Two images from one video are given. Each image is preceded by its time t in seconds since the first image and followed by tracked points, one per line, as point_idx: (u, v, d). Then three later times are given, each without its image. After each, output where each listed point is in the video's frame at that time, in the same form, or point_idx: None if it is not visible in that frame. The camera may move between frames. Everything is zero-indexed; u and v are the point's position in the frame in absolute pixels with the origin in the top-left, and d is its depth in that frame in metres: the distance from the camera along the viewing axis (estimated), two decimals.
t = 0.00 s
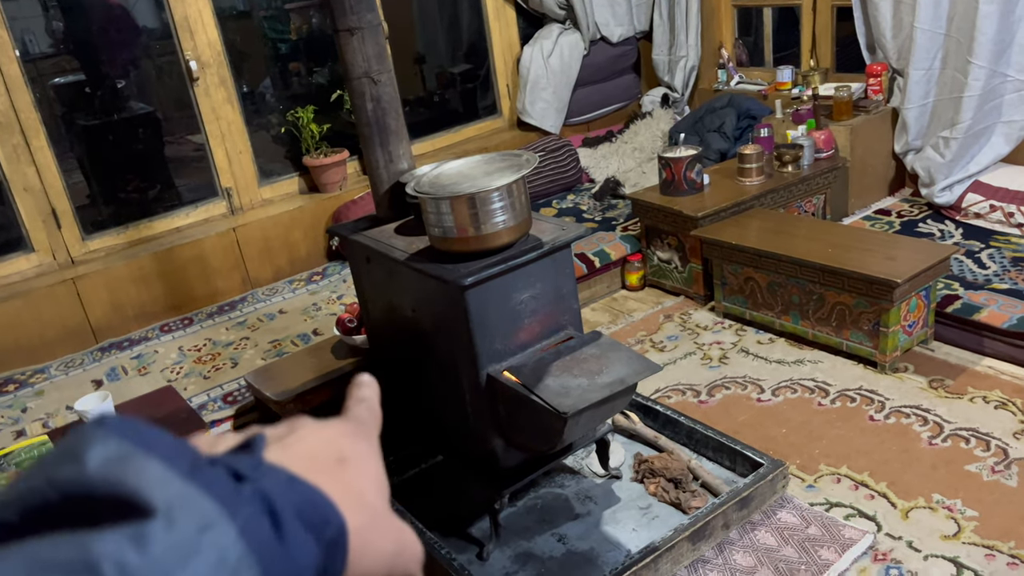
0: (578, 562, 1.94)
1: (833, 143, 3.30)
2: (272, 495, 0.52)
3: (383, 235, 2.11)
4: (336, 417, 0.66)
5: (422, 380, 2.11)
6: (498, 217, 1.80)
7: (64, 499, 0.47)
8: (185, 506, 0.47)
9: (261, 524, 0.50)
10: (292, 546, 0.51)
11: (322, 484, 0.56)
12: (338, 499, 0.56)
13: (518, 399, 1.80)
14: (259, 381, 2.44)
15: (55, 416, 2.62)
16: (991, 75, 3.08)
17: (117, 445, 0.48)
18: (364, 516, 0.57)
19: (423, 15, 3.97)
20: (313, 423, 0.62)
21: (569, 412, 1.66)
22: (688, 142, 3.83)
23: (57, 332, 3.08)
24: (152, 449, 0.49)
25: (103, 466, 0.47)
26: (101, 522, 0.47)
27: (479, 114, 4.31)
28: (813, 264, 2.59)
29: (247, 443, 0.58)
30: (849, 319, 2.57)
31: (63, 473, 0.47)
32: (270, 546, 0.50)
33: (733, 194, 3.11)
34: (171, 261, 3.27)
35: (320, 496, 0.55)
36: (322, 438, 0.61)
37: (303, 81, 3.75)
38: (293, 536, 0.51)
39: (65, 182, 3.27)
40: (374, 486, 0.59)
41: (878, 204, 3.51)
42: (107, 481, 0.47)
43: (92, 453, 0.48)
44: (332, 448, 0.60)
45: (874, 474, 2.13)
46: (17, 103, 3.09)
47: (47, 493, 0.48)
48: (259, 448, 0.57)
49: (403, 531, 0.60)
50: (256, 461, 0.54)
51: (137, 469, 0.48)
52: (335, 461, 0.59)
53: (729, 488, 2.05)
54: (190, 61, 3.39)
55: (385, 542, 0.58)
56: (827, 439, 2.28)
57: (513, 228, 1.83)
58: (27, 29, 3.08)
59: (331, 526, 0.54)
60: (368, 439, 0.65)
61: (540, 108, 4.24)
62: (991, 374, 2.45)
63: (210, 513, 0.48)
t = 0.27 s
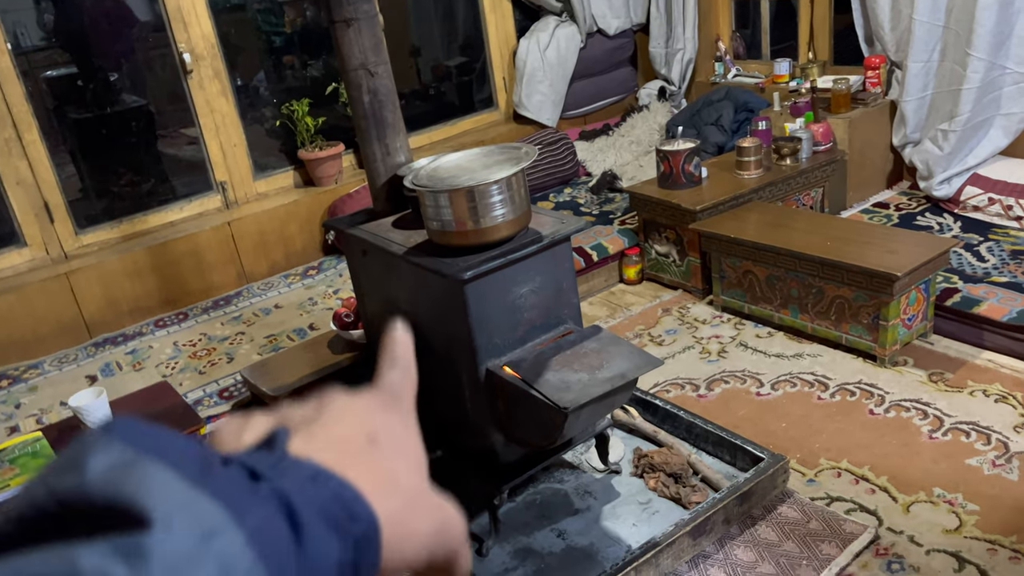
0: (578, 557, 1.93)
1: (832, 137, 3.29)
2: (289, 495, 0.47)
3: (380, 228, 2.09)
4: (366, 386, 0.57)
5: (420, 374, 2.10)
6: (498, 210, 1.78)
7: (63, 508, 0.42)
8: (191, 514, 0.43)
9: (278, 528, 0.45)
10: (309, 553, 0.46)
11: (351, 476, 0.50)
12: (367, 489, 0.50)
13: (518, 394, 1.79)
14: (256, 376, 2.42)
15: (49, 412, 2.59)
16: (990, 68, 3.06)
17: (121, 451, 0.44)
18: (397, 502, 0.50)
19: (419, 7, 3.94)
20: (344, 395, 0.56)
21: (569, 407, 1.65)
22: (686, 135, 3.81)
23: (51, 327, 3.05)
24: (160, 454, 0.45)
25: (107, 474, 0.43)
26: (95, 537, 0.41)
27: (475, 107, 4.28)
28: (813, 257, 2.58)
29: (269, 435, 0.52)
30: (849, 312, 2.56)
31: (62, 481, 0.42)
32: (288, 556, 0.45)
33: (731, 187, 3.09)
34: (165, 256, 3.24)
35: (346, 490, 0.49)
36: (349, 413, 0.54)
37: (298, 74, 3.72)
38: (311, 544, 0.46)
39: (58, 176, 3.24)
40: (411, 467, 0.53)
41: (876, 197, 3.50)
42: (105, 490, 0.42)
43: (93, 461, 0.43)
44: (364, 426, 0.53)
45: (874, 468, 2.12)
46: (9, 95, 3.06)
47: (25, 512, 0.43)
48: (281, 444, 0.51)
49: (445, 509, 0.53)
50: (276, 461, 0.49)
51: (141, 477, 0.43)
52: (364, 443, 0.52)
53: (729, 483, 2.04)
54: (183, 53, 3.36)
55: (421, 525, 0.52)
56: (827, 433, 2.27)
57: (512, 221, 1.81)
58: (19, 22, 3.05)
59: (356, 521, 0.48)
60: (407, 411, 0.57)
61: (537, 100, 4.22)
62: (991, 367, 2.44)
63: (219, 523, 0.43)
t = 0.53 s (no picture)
0: (576, 558, 1.91)
1: (828, 130, 3.27)
2: (297, 464, 0.54)
3: (374, 225, 2.06)
4: (347, 386, 0.70)
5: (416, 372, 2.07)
6: (494, 207, 1.75)
7: (96, 456, 0.47)
8: (221, 471, 0.48)
9: (290, 492, 0.52)
10: (316, 511, 0.52)
11: (341, 454, 0.59)
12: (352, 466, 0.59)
13: (515, 393, 1.76)
14: (249, 375, 2.39)
15: (38, 412, 2.56)
16: (988, 59, 3.04)
17: (147, 406, 0.49)
18: (382, 480, 0.60)
19: None
20: (323, 391, 0.67)
21: (567, 407, 1.62)
22: (681, 129, 3.78)
23: (40, 325, 3.01)
24: (185, 410, 0.50)
25: (137, 425, 0.48)
26: (134, 485, 0.46)
27: (468, 100, 4.24)
28: (810, 252, 2.56)
29: (265, 414, 0.61)
30: (847, 307, 2.54)
31: (96, 431, 0.47)
32: (299, 511, 0.51)
33: (728, 181, 3.07)
34: (156, 253, 3.20)
35: (341, 466, 0.57)
36: (331, 407, 0.64)
37: (289, 67, 3.67)
38: (317, 502, 0.53)
39: (46, 172, 3.19)
40: (387, 453, 0.62)
41: (873, 190, 3.48)
42: (138, 440, 0.47)
43: (124, 413, 0.48)
44: (345, 416, 0.64)
45: (874, 465, 2.10)
46: None
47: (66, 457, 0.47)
48: (280, 420, 0.60)
49: (420, 497, 0.62)
50: (278, 431, 0.57)
51: (169, 431, 0.48)
52: (351, 426, 0.63)
53: (728, 481, 2.02)
54: (172, 47, 3.31)
55: (400, 506, 0.60)
56: (826, 429, 2.25)
57: (508, 218, 1.78)
58: (5, 16, 3.00)
59: (351, 493, 0.56)
60: (374, 411, 0.67)
61: (531, 94, 4.18)
62: (990, 362, 2.43)
63: (243, 479, 0.49)
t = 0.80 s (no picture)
0: (581, 568, 1.87)
1: (828, 126, 3.23)
2: (324, 423, 0.51)
3: (371, 230, 2.02)
4: (398, 331, 0.66)
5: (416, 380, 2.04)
6: (494, 212, 1.71)
7: (98, 421, 0.47)
8: (224, 439, 0.46)
9: (314, 455, 0.50)
10: (343, 474, 0.50)
11: (380, 406, 0.56)
12: (393, 421, 0.56)
13: (518, 402, 1.73)
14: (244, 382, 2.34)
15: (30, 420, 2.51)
16: (989, 54, 3.01)
17: (159, 367, 0.49)
18: (426, 433, 0.57)
19: None
20: (369, 339, 0.64)
21: (571, 417, 1.58)
22: (679, 125, 3.74)
23: (30, 331, 2.95)
24: (196, 373, 0.49)
25: (143, 393, 0.47)
26: (140, 449, 0.46)
27: (463, 98, 4.20)
28: (813, 251, 2.52)
29: (305, 364, 0.58)
30: (851, 307, 2.51)
31: (101, 396, 0.47)
32: (322, 477, 0.49)
33: (728, 179, 3.03)
34: (147, 256, 3.15)
35: (376, 421, 0.54)
36: (380, 355, 0.62)
37: (281, 64, 3.62)
38: (346, 465, 0.50)
39: (35, 175, 3.13)
40: (435, 403, 0.60)
41: (872, 186, 3.45)
42: (144, 405, 0.47)
43: (133, 376, 0.48)
44: (393, 366, 0.61)
45: (881, 469, 2.07)
46: None
47: (76, 416, 0.48)
48: (316, 371, 0.56)
49: (469, 450, 0.61)
50: (311, 389, 0.54)
51: (176, 398, 0.47)
52: (396, 374, 0.60)
53: (734, 488, 1.99)
54: (163, 46, 3.25)
55: (450, 459, 0.59)
56: (831, 433, 2.22)
57: (509, 223, 1.74)
58: None
59: (387, 453, 0.54)
60: (423, 354, 0.65)
61: (527, 91, 4.14)
62: (995, 362, 2.40)
63: (256, 448, 0.47)
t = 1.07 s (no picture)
0: None
1: (830, 122, 3.17)
2: (331, 395, 0.46)
3: (367, 238, 1.96)
4: (379, 307, 0.60)
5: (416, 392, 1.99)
6: (495, 221, 1.65)
7: (116, 380, 0.40)
8: (251, 411, 0.41)
9: (323, 430, 0.44)
10: (350, 449, 0.46)
11: (369, 374, 0.52)
12: (386, 391, 0.52)
13: (521, 417, 1.67)
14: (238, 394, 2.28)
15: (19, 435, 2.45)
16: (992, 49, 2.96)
17: (175, 321, 0.42)
18: (411, 402, 0.53)
19: None
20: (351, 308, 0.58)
21: (578, 434, 1.53)
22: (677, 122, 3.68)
23: (18, 341, 2.88)
24: (215, 330, 0.44)
25: (164, 351, 0.41)
26: (150, 422, 0.40)
27: (457, 95, 4.13)
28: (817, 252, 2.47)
29: (302, 327, 0.52)
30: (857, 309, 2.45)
31: (119, 348, 0.41)
32: (333, 452, 0.44)
33: (729, 177, 2.97)
34: (137, 262, 3.08)
35: (376, 395, 0.50)
36: (365, 324, 0.57)
37: (271, 61, 3.54)
38: (352, 440, 0.46)
39: (20, 180, 3.06)
40: (419, 373, 0.56)
41: (873, 183, 3.41)
42: (165, 367, 0.40)
43: (152, 328, 0.41)
44: (378, 333, 0.56)
45: (892, 477, 2.02)
46: None
47: (69, 380, 0.41)
48: (316, 336, 0.51)
49: (447, 426, 0.56)
50: (318, 357, 0.49)
51: (189, 357, 0.41)
52: (381, 343, 0.56)
53: (743, 499, 1.93)
54: (149, 47, 3.17)
55: (434, 433, 0.55)
56: (840, 439, 2.17)
57: (510, 233, 1.68)
58: None
59: (384, 427, 0.49)
60: (407, 327, 0.60)
61: (522, 88, 4.07)
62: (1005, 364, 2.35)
63: (277, 421, 0.42)
